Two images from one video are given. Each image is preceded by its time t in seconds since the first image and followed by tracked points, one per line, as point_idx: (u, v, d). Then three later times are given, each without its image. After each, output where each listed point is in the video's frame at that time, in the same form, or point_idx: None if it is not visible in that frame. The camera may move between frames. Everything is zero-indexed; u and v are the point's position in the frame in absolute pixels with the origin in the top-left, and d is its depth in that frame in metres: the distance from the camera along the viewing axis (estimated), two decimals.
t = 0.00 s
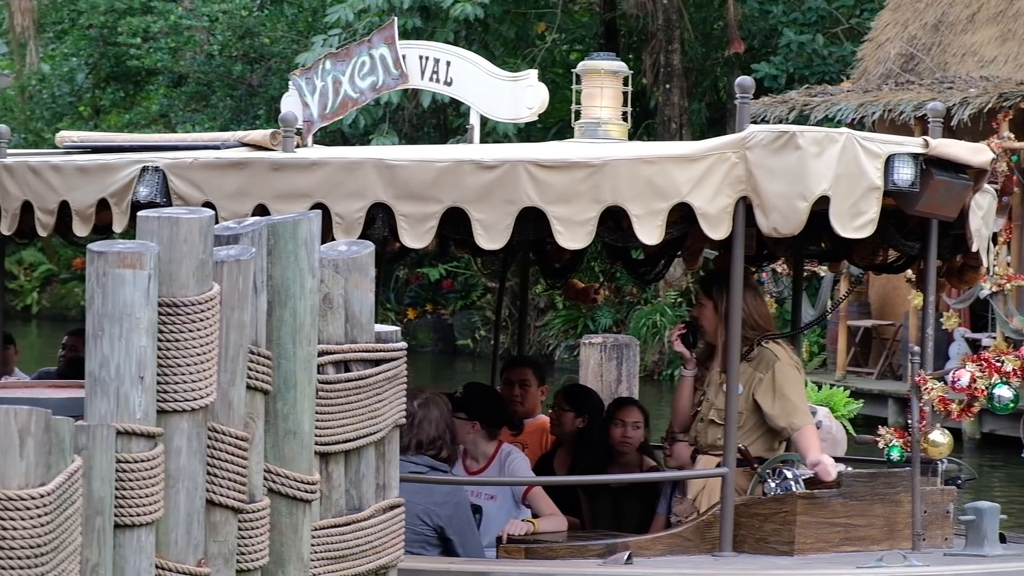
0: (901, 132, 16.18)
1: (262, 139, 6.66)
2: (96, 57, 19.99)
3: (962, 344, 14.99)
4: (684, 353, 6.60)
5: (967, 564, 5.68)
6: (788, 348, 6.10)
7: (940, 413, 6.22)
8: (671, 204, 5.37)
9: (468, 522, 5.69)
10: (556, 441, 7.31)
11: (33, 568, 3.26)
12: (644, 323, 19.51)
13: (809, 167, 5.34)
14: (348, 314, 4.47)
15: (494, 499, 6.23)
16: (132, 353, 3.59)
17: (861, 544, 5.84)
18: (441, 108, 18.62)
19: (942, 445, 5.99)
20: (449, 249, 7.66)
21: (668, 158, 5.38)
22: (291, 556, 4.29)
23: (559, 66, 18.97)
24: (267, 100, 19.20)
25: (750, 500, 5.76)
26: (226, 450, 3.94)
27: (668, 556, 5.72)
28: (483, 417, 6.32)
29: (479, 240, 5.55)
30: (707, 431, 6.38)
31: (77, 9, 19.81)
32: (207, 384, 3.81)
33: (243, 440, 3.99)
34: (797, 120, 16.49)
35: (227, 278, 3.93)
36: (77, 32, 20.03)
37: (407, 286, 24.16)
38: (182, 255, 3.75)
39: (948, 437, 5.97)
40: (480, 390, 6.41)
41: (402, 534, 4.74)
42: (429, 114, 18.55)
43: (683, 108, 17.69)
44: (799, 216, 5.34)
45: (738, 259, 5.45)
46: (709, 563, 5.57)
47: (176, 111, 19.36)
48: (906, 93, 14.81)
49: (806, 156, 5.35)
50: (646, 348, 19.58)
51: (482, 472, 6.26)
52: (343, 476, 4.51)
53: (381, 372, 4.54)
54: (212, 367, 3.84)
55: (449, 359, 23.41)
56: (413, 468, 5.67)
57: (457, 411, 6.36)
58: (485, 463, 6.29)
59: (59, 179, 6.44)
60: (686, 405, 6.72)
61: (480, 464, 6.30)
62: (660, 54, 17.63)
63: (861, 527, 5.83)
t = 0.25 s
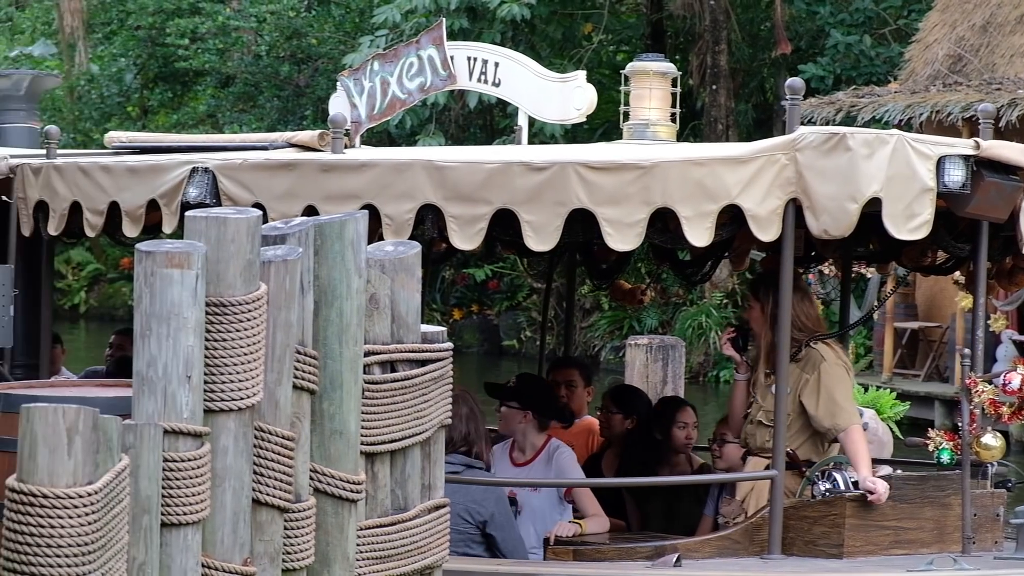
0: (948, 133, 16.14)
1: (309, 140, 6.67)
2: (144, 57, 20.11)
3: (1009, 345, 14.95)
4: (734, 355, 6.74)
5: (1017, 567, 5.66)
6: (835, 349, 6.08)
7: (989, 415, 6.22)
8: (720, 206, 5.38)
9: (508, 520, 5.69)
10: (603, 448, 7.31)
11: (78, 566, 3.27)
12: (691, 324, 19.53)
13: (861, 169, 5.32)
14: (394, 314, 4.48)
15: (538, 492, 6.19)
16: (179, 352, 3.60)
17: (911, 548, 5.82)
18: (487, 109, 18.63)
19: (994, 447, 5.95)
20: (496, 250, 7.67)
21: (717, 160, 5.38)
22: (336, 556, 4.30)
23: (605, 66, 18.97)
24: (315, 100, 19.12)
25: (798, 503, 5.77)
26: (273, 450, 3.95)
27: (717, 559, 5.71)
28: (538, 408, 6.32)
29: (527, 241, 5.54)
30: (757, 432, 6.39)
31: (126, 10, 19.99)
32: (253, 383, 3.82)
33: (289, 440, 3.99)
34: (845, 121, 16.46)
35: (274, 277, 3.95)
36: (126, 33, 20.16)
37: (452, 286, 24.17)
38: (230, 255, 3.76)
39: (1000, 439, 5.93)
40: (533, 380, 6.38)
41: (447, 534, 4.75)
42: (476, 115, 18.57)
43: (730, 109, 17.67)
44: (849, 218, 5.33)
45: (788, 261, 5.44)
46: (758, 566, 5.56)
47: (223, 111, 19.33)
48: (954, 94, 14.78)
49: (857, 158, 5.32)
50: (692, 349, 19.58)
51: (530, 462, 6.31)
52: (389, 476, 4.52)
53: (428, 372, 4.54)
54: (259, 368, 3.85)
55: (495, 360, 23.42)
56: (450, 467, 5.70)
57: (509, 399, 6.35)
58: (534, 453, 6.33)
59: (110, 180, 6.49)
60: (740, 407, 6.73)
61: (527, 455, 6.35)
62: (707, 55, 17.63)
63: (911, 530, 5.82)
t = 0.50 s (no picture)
0: (993, 134, 16.10)
1: (354, 141, 6.68)
2: (188, 59, 20.21)
3: None
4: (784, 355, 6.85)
5: None
6: (883, 350, 6.06)
7: None
8: (768, 206, 5.37)
9: (554, 523, 5.70)
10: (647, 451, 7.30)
11: (123, 566, 3.28)
12: (734, 325, 19.53)
13: (909, 169, 5.30)
14: (438, 315, 4.49)
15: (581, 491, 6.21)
16: (224, 352, 3.61)
17: (961, 549, 5.80)
18: (530, 110, 18.63)
19: None
20: (541, 251, 7.68)
21: (765, 161, 5.38)
22: (379, 556, 4.30)
23: (647, 68, 18.98)
24: (358, 103, 18.90)
25: (847, 504, 5.75)
26: (316, 450, 3.96)
27: (765, 560, 5.71)
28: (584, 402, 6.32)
29: (575, 242, 5.54)
30: (804, 433, 6.39)
31: (170, 11, 20.08)
32: (297, 384, 3.83)
33: (332, 441, 4.00)
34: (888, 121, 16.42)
35: (317, 278, 3.96)
36: (170, 34, 20.25)
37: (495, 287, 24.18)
38: (273, 256, 3.77)
39: None
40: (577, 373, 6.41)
41: (490, 535, 4.75)
42: (519, 117, 18.58)
43: (773, 109, 17.64)
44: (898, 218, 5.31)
45: (836, 262, 5.43)
46: (806, 567, 5.55)
47: (267, 113, 19.31)
48: (999, 95, 14.74)
49: (905, 158, 5.31)
50: (735, 350, 19.59)
51: (575, 458, 6.31)
52: (432, 477, 4.53)
53: (471, 373, 4.55)
54: (303, 368, 3.86)
55: (538, 362, 23.44)
56: (498, 469, 5.73)
57: (556, 395, 6.41)
58: (580, 450, 6.33)
59: (157, 182, 6.50)
60: (787, 405, 6.83)
61: (573, 451, 6.36)
62: (750, 56, 17.62)
63: (960, 531, 5.80)
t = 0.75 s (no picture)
0: None
1: (400, 141, 6.68)
2: (229, 60, 20.26)
3: None
4: (828, 354, 6.82)
5: None
6: (927, 347, 6.04)
7: None
8: (817, 204, 5.36)
9: (599, 523, 5.71)
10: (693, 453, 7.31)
11: (166, 564, 3.30)
12: (775, 324, 19.47)
13: (959, 167, 5.30)
14: (479, 315, 4.49)
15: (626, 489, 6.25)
16: (266, 352, 3.62)
17: (1011, 548, 5.78)
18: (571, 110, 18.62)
19: None
20: (587, 250, 7.68)
21: (815, 159, 5.36)
22: (422, 556, 4.31)
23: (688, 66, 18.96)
24: (398, 102, 18.76)
25: (897, 503, 5.74)
26: (357, 450, 3.97)
27: (814, 559, 5.70)
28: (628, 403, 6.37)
29: (624, 240, 5.53)
30: (850, 430, 6.40)
31: (212, 12, 20.13)
32: (338, 383, 3.83)
33: (374, 440, 4.01)
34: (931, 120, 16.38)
35: (359, 278, 3.96)
36: (212, 34, 20.31)
37: (537, 287, 24.15)
38: (315, 256, 3.78)
39: None
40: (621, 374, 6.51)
41: (531, 535, 4.75)
42: (560, 116, 18.57)
43: (815, 109, 17.61)
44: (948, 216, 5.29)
45: (885, 260, 5.42)
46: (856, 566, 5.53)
47: (308, 113, 19.28)
48: None
49: (955, 156, 5.31)
50: (776, 349, 19.57)
51: (623, 457, 6.34)
52: (473, 476, 4.53)
53: (513, 373, 4.55)
54: (344, 368, 3.87)
55: (578, 361, 23.43)
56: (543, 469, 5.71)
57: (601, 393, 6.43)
58: (627, 449, 6.36)
59: (203, 181, 6.52)
60: (831, 405, 6.76)
61: (620, 450, 6.39)
62: (792, 55, 17.58)
63: (1011, 531, 5.77)
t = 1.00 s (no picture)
0: None
1: (445, 141, 6.69)
2: (269, 58, 20.31)
3: None
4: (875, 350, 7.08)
5: None
6: (971, 342, 6.16)
7: None
8: (867, 201, 5.38)
9: (641, 522, 5.75)
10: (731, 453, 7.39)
11: (206, 562, 3.30)
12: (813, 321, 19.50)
13: (1009, 163, 5.30)
14: (518, 313, 4.50)
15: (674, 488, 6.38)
16: (305, 350, 3.63)
17: None
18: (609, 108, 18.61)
19: None
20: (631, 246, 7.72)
21: (865, 155, 5.39)
22: (460, 554, 4.30)
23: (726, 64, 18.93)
24: (437, 100, 18.64)
25: (946, 501, 5.72)
26: (395, 448, 3.97)
27: (861, 558, 5.72)
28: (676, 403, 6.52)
29: (674, 237, 5.58)
30: (896, 426, 6.38)
31: (251, 11, 20.19)
32: (377, 380, 3.83)
33: (412, 438, 4.02)
34: (970, 119, 16.32)
35: (398, 276, 3.97)
36: (251, 33, 20.37)
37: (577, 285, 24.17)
38: (353, 254, 3.78)
39: None
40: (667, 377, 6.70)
41: (569, 532, 4.76)
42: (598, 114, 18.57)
43: (853, 107, 17.55)
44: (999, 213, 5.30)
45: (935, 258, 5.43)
46: (905, 564, 5.52)
47: (346, 111, 19.30)
48: None
49: (1007, 152, 5.31)
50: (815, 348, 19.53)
51: (673, 457, 6.51)
52: (512, 474, 4.53)
53: (553, 370, 4.55)
54: (383, 366, 3.87)
55: (617, 360, 23.44)
56: (586, 467, 5.73)
57: (649, 393, 6.58)
58: (677, 449, 6.53)
59: (250, 178, 6.64)
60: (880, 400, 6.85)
61: (670, 450, 6.55)
62: (830, 53, 17.54)
63: None
